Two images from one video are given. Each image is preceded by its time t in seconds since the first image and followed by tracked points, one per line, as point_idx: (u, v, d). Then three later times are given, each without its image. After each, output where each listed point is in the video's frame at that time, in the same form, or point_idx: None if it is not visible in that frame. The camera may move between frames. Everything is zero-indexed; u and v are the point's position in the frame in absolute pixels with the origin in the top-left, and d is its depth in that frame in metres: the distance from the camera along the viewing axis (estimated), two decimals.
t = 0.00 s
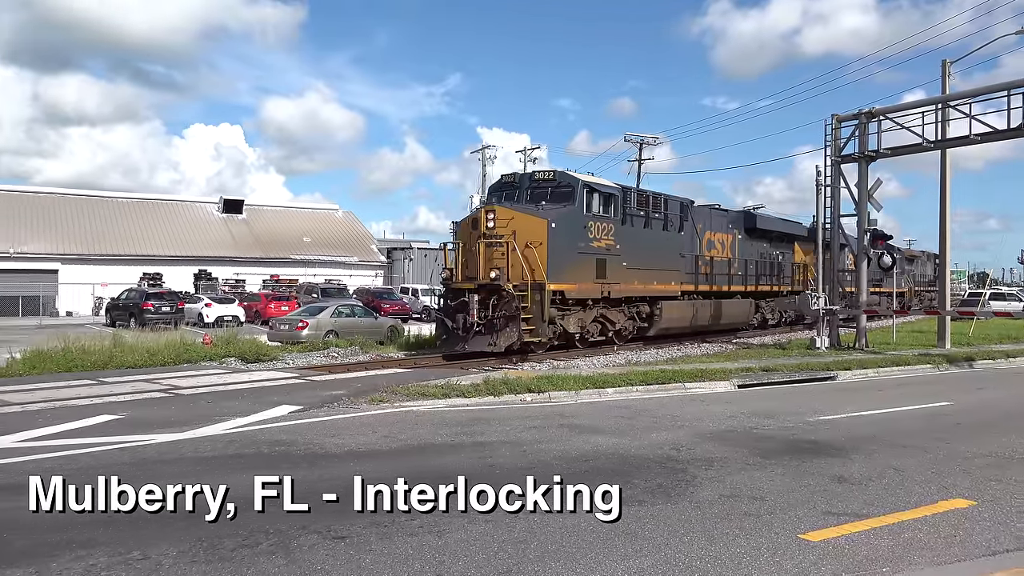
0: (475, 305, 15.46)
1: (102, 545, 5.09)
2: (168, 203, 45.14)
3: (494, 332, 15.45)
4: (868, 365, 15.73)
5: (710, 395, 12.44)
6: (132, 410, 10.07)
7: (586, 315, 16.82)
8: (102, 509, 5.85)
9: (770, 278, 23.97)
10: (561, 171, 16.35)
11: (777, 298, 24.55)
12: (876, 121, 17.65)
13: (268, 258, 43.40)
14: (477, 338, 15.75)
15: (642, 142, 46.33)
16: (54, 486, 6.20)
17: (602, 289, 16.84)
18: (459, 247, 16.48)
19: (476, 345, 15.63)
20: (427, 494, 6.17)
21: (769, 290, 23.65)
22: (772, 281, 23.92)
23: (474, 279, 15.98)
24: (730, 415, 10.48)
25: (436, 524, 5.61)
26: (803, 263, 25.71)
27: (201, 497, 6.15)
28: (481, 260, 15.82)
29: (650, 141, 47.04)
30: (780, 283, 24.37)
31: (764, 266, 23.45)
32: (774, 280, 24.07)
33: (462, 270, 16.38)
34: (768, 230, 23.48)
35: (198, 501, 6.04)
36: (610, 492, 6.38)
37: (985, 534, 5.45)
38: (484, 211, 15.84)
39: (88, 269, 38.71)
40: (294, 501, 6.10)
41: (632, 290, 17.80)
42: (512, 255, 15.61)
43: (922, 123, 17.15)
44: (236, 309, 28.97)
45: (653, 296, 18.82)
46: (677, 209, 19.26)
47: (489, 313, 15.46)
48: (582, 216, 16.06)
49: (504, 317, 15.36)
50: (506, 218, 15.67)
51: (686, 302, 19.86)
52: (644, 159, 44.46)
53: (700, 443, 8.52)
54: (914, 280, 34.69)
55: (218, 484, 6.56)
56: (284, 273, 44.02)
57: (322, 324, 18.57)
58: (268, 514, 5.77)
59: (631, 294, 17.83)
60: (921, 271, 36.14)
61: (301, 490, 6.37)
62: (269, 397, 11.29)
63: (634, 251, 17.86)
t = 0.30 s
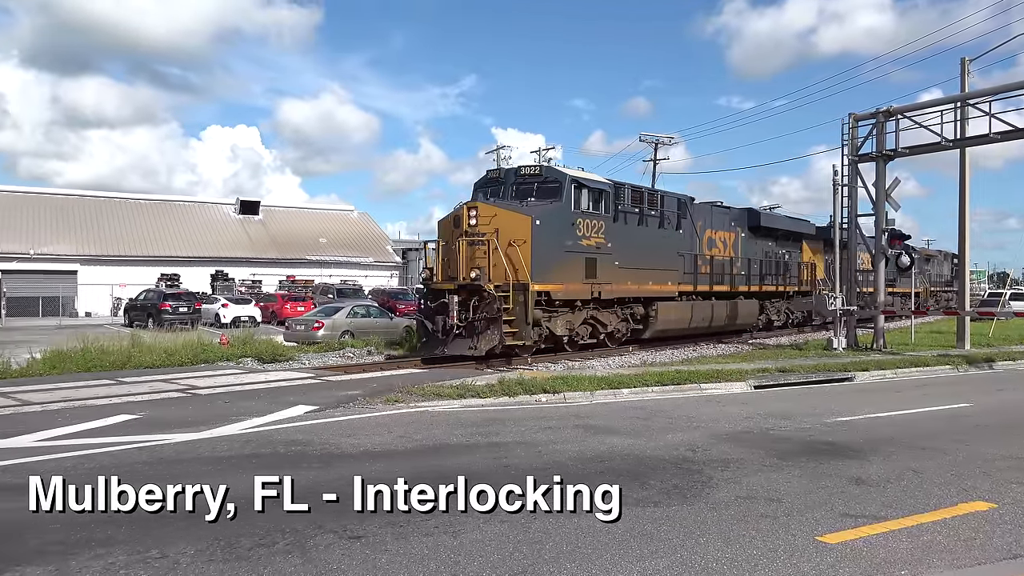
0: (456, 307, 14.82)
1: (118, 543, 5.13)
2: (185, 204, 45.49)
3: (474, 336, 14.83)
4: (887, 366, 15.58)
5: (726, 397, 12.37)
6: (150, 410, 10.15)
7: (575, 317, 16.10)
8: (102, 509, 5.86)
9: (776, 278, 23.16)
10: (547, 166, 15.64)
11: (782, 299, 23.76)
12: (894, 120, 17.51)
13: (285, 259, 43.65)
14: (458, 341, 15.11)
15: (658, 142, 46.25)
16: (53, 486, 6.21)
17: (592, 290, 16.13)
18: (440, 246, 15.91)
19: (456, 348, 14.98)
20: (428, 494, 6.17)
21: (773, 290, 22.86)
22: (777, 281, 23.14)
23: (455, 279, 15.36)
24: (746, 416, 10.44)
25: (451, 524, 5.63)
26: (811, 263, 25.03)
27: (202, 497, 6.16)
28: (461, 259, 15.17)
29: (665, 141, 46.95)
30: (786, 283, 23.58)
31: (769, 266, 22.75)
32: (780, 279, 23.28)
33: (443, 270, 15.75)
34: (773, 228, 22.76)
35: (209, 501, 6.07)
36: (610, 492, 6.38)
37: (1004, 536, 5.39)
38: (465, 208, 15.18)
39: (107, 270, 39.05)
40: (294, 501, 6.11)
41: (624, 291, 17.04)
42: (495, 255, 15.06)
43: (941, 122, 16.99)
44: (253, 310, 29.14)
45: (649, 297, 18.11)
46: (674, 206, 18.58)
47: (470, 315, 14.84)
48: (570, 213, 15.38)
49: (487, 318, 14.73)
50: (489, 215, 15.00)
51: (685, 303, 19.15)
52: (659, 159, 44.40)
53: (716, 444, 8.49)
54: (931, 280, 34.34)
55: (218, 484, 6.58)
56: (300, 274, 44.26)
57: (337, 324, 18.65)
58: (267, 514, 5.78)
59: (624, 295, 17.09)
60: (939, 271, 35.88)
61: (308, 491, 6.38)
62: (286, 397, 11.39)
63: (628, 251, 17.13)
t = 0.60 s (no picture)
0: (434, 310, 14.15)
1: (142, 542, 5.18)
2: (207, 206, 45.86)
3: (454, 340, 14.16)
4: (909, 368, 15.42)
5: (747, 398, 12.28)
6: (173, 410, 10.26)
7: (564, 319, 15.41)
8: (102, 509, 5.88)
9: (785, 278, 22.42)
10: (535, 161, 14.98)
11: (791, 299, 23.00)
12: (917, 118, 17.32)
13: (305, 260, 43.88)
14: (438, 344, 14.43)
15: (676, 141, 46.14)
16: (54, 486, 6.23)
17: (582, 291, 15.41)
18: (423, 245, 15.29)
19: (435, 352, 14.31)
20: (428, 494, 6.19)
21: (782, 291, 22.14)
22: (787, 282, 22.42)
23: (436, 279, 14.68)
24: (767, 418, 10.35)
25: (470, 524, 5.64)
26: (823, 262, 24.31)
27: (202, 497, 6.19)
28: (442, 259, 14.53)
29: (684, 141, 46.82)
30: (796, 283, 22.84)
31: (778, 265, 22.03)
32: (790, 280, 22.54)
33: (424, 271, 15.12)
34: (782, 226, 22.08)
35: (225, 500, 6.12)
36: (610, 492, 6.41)
37: None
38: (447, 205, 14.57)
39: (129, 271, 39.37)
40: (294, 501, 6.14)
41: (617, 291, 16.29)
42: (476, 255, 14.34)
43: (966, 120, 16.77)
44: (273, 311, 29.29)
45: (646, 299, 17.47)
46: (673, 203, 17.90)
47: (450, 318, 14.16)
48: (558, 209, 14.67)
49: (468, 320, 14.06)
50: (471, 212, 14.37)
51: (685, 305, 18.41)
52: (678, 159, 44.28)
53: (737, 446, 8.43)
54: (953, 281, 33.85)
55: (218, 484, 6.61)
56: (320, 275, 44.51)
57: (357, 325, 18.74)
58: (267, 514, 5.81)
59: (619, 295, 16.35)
60: (962, 271, 35.49)
61: (320, 491, 6.41)
62: (306, 397, 11.45)
63: (623, 250, 16.40)
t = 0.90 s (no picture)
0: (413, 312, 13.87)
1: (167, 541, 5.24)
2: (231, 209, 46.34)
3: (434, 344, 13.87)
4: (936, 371, 15.19)
5: (770, 400, 12.18)
6: (198, 410, 10.38)
7: (553, 322, 15.09)
8: (102, 509, 5.92)
9: (796, 279, 21.84)
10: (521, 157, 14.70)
11: (803, 301, 22.41)
12: (943, 117, 17.09)
13: (327, 262, 44.23)
14: (416, 348, 14.15)
15: (698, 142, 45.97)
16: (54, 486, 6.28)
17: (573, 292, 15.10)
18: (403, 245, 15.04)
19: (413, 356, 14.01)
20: (428, 494, 6.22)
21: (793, 292, 21.57)
22: (798, 282, 21.85)
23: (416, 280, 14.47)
24: (791, 420, 10.27)
25: (492, 525, 5.65)
26: (839, 263, 23.68)
27: (201, 497, 6.22)
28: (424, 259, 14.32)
29: (706, 141, 46.58)
30: (808, 284, 22.24)
31: (789, 265, 21.57)
32: (801, 281, 21.95)
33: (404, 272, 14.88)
34: (792, 225, 21.54)
35: (242, 501, 6.16)
36: (619, 493, 6.40)
37: None
38: (430, 203, 14.44)
39: (155, 273, 39.90)
40: (294, 501, 6.18)
41: (610, 292, 15.94)
42: (457, 255, 14.20)
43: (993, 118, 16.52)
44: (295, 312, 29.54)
45: (644, 300, 17.06)
46: (673, 200, 17.55)
47: (430, 321, 13.89)
48: (545, 207, 14.39)
49: (449, 324, 13.82)
50: (454, 210, 14.21)
51: (685, 308, 18.00)
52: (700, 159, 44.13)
53: (759, 449, 8.37)
54: (979, 282, 33.27)
55: (217, 484, 6.66)
56: (342, 276, 44.84)
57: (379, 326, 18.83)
58: (275, 514, 5.85)
59: (613, 297, 16.00)
60: (989, 271, 35.02)
61: (334, 492, 6.43)
62: (328, 398, 11.52)
63: (619, 249, 16.06)
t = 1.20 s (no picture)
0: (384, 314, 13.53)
1: (188, 540, 5.29)
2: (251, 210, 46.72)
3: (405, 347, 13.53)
4: (959, 372, 15.01)
5: (790, 402, 12.08)
6: (219, 410, 10.47)
7: (536, 324, 14.61)
8: (102, 509, 5.94)
9: (803, 279, 21.34)
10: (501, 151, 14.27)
11: (810, 302, 21.83)
12: (967, 116, 16.87)
13: (346, 263, 44.53)
14: (388, 351, 13.83)
15: (717, 141, 45.77)
16: (54, 486, 6.29)
17: (557, 292, 14.63)
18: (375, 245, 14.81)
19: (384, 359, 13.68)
20: (426, 494, 6.24)
21: (798, 293, 21.03)
22: (804, 282, 21.31)
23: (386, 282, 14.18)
24: (811, 422, 10.19)
25: (510, 526, 5.65)
26: (849, 262, 23.25)
27: (201, 497, 6.23)
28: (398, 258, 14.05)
29: (725, 141, 46.36)
30: (814, 284, 21.66)
31: (796, 265, 21.08)
32: (807, 281, 21.43)
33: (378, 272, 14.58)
34: (798, 224, 21.04)
35: (256, 501, 6.19)
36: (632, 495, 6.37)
37: None
38: (406, 199, 14.20)
39: (176, 274, 40.34)
40: (294, 501, 6.20)
41: (598, 293, 15.42)
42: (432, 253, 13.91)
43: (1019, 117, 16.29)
44: (315, 313, 29.75)
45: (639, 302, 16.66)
46: (668, 196, 17.04)
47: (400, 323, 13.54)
48: (526, 203, 13.93)
49: (421, 327, 13.52)
50: (430, 206, 13.92)
51: (681, 309, 17.47)
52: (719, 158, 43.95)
53: (779, 451, 8.30)
54: (1002, 282, 32.72)
55: (220, 484, 6.68)
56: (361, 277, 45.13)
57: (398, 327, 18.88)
58: (287, 514, 5.87)
59: (601, 297, 15.49)
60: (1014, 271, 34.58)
61: (349, 492, 6.45)
62: (347, 398, 11.58)
63: (610, 247, 15.58)
